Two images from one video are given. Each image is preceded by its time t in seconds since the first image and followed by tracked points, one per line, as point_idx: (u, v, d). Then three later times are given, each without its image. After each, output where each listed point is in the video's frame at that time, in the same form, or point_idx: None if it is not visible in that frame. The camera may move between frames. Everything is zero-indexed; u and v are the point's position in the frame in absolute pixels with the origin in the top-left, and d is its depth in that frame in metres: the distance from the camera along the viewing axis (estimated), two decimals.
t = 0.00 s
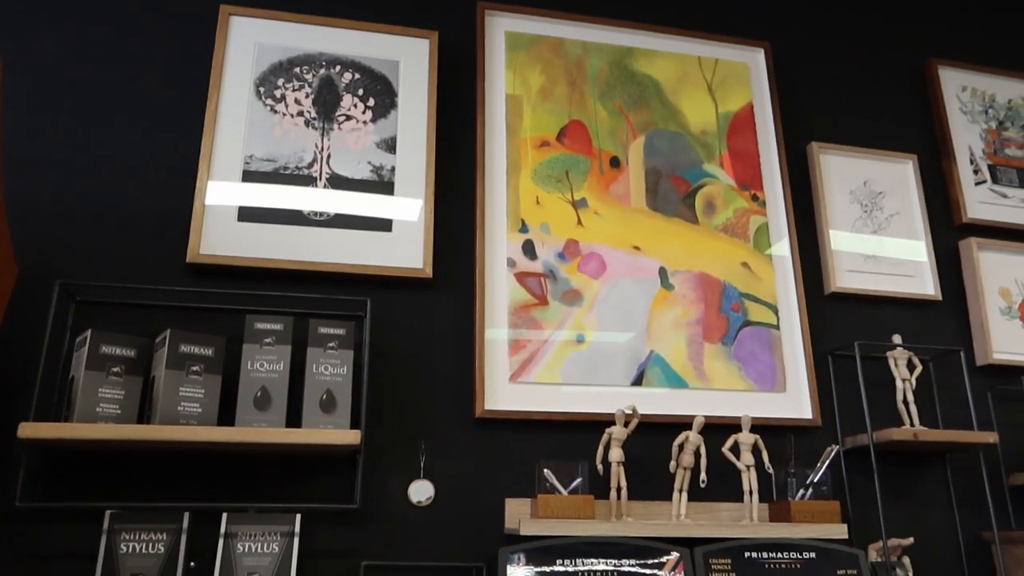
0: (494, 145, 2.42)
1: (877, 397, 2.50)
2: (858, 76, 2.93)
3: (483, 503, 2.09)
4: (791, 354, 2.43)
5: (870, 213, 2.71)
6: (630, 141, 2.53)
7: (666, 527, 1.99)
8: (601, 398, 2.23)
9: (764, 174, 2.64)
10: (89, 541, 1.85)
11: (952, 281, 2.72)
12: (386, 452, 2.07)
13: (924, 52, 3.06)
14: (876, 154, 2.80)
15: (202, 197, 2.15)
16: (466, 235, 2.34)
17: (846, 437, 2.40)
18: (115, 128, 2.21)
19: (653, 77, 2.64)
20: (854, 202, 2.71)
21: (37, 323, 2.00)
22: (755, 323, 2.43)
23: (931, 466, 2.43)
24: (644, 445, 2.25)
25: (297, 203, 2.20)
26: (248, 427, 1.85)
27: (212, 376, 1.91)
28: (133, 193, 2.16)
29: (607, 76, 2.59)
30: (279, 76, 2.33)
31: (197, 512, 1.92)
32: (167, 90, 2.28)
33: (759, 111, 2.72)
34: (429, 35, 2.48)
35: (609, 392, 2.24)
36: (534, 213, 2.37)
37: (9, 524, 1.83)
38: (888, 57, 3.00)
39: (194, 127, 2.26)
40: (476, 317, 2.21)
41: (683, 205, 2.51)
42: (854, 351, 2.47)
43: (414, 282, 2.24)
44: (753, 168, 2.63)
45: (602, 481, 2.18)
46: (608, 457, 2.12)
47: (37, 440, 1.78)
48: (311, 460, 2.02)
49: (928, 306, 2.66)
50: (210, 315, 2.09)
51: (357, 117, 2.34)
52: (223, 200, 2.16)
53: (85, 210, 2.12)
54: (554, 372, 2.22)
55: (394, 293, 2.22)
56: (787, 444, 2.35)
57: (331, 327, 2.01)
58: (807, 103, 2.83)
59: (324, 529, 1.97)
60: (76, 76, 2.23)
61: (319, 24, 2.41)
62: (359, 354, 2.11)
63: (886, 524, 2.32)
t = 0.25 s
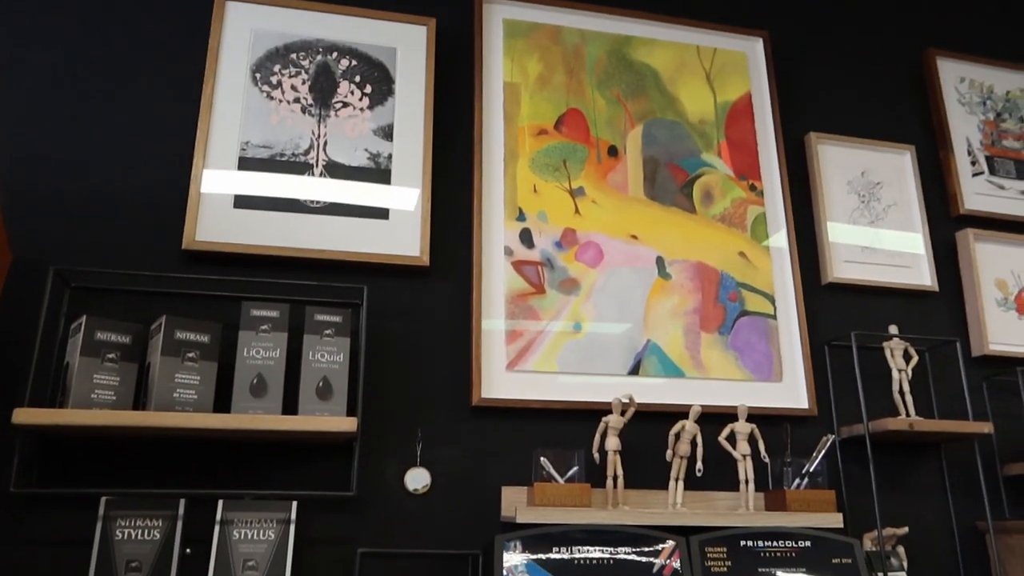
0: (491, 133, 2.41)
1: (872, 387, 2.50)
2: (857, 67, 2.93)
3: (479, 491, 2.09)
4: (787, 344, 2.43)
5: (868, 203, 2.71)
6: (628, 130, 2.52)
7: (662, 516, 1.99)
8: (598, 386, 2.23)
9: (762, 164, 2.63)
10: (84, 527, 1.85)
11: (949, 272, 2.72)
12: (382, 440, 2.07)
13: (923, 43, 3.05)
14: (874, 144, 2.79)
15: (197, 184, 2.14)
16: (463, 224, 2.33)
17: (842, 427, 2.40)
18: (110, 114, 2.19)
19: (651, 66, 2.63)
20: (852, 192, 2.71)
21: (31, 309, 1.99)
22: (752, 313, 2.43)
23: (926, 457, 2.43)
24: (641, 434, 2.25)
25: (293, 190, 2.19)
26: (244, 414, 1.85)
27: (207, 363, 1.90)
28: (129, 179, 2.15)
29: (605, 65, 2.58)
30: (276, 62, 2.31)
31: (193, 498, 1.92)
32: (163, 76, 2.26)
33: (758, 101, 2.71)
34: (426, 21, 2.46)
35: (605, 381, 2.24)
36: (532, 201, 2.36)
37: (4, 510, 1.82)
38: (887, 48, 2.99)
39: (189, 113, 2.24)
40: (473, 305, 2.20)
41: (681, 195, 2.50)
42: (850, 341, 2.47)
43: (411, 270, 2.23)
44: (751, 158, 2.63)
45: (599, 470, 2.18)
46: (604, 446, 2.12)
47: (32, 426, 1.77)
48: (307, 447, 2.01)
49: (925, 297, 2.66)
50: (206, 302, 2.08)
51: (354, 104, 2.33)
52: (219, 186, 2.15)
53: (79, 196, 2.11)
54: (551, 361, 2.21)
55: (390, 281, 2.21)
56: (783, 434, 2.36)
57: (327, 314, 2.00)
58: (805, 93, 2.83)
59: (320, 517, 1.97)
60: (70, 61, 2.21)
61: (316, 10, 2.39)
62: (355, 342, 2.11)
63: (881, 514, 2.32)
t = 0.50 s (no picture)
0: (497, 122, 2.40)
1: (879, 377, 2.49)
2: (865, 55, 2.91)
3: (484, 480, 2.09)
4: (793, 334, 2.42)
5: (875, 193, 2.70)
6: (634, 119, 2.51)
7: (668, 505, 1.98)
8: (603, 376, 2.22)
9: (769, 153, 2.62)
10: (90, 514, 1.85)
11: (956, 262, 2.71)
12: (388, 429, 2.07)
13: (932, 31, 3.02)
14: (882, 134, 2.77)
15: (203, 171, 2.13)
16: (468, 212, 2.32)
17: (847, 417, 2.39)
18: (115, 102, 2.19)
19: (658, 54, 2.61)
20: (859, 182, 2.69)
21: (37, 297, 1.99)
22: (758, 303, 2.42)
23: (932, 447, 2.43)
24: (646, 424, 2.25)
25: (298, 178, 2.18)
26: (249, 402, 1.85)
27: (213, 351, 1.90)
28: (134, 166, 2.15)
29: (611, 53, 2.57)
30: (280, 49, 2.30)
31: (198, 486, 1.92)
32: (167, 64, 2.25)
33: (765, 90, 2.69)
34: (431, 9, 2.45)
35: (611, 370, 2.23)
36: (537, 190, 2.35)
37: (11, 496, 1.83)
38: (896, 36, 2.97)
39: (194, 100, 2.24)
40: (479, 294, 2.20)
41: (687, 184, 2.49)
42: (857, 331, 2.46)
43: (416, 259, 2.23)
44: (757, 147, 2.61)
45: (604, 459, 2.18)
46: (609, 435, 2.12)
47: (38, 413, 1.77)
48: (313, 435, 2.01)
49: (932, 287, 2.65)
50: (211, 290, 2.08)
51: (359, 92, 2.32)
52: (224, 174, 2.15)
53: (84, 184, 2.10)
54: (556, 350, 2.21)
55: (396, 269, 2.21)
56: (789, 423, 2.35)
57: (333, 302, 2.00)
58: (813, 82, 2.81)
59: (325, 505, 1.97)
60: (74, 49, 2.21)
61: None
62: (360, 330, 2.11)
63: (887, 504, 2.32)
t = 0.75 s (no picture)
0: (506, 108, 2.38)
1: (890, 366, 2.48)
2: (878, 41, 2.88)
3: (494, 467, 2.09)
4: (804, 322, 2.41)
5: (887, 180, 2.68)
6: (645, 106, 2.49)
7: (680, 492, 1.98)
8: (614, 363, 2.22)
9: (781, 140, 2.60)
10: (102, 500, 1.86)
11: (969, 250, 2.68)
12: (398, 415, 2.07)
13: (946, 17, 2.99)
14: (894, 120, 2.75)
15: (212, 158, 2.13)
16: (478, 200, 2.31)
17: (859, 405, 2.38)
18: (124, 88, 2.18)
19: (668, 40, 2.59)
20: (871, 169, 2.67)
21: (47, 283, 1.99)
22: (769, 290, 2.41)
23: (944, 436, 2.41)
24: (656, 411, 2.24)
25: (308, 165, 2.18)
26: (260, 388, 1.85)
27: (223, 337, 1.90)
28: (143, 153, 2.14)
29: (622, 39, 2.55)
30: (290, 36, 2.29)
31: (209, 471, 1.93)
32: (176, 50, 2.25)
33: (777, 76, 2.67)
34: None
35: (621, 358, 2.22)
36: (547, 177, 2.34)
37: (24, 480, 1.84)
38: (909, 22, 2.94)
39: (203, 87, 2.23)
40: (489, 281, 2.19)
41: (698, 171, 2.48)
42: (868, 319, 2.44)
43: (426, 246, 2.22)
44: (769, 133, 2.59)
45: (614, 446, 2.17)
46: (619, 422, 2.11)
47: (50, 398, 1.78)
48: (323, 421, 2.01)
49: (945, 275, 2.63)
50: (221, 277, 2.08)
51: (368, 79, 2.31)
52: (233, 161, 2.14)
53: (94, 170, 2.10)
54: (566, 337, 2.20)
55: (405, 256, 2.21)
56: (800, 411, 2.34)
57: (343, 289, 2.00)
58: (825, 68, 2.78)
59: (336, 491, 1.97)
60: (83, 35, 2.20)
61: None
62: (370, 317, 2.10)
63: (898, 493, 2.31)
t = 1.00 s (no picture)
0: (511, 97, 2.37)
1: (897, 355, 2.47)
2: (886, 29, 2.85)
3: (500, 457, 2.08)
4: (811, 312, 2.40)
5: (895, 169, 2.66)
6: (650, 94, 2.48)
7: (685, 482, 1.98)
8: (619, 353, 2.21)
9: (788, 129, 2.58)
10: (109, 489, 1.87)
11: (977, 239, 2.67)
12: (403, 406, 2.07)
13: (955, 4, 2.96)
14: (902, 108, 2.73)
15: (217, 148, 2.13)
16: (483, 189, 2.31)
17: (865, 395, 2.37)
18: (128, 78, 2.18)
19: (674, 28, 2.57)
20: (879, 157, 2.65)
21: (53, 273, 1.99)
22: (775, 280, 2.40)
23: (951, 426, 2.41)
24: (662, 402, 2.24)
25: (313, 154, 2.17)
26: (266, 378, 1.85)
27: (229, 328, 1.90)
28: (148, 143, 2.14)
29: (627, 27, 2.53)
30: (294, 25, 2.28)
31: (216, 461, 1.93)
32: (180, 40, 2.24)
33: (784, 64, 2.65)
34: None
35: (626, 348, 2.22)
36: (552, 166, 2.33)
37: (31, 470, 1.85)
38: (917, 9, 2.91)
39: (207, 77, 2.22)
40: (494, 271, 2.19)
41: (704, 160, 2.46)
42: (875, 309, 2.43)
43: (431, 236, 2.21)
44: (776, 122, 2.57)
45: (620, 436, 2.17)
46: (625, 412, 2.11)
47: (57, 389, 1.78)
48: (328, 411, 2.02)
49: (953, 264, 2.62)
50: (226, 267, 2.08)
51: (373, 68, 2.30)
52: (238, 151, 2.14)
53: (98, 161, 2.10)
54: (572, 327, 2.20)
55: (410, 246, 2.20)
56: (806, 401, 2.33)
57: (348, 279, 1.99)
58: (832, 56, 2.76)
59: (342, 481, 1.98)
60: (87, 25, 2.20)
61: None
62: (376, 307, 2.10)
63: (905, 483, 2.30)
